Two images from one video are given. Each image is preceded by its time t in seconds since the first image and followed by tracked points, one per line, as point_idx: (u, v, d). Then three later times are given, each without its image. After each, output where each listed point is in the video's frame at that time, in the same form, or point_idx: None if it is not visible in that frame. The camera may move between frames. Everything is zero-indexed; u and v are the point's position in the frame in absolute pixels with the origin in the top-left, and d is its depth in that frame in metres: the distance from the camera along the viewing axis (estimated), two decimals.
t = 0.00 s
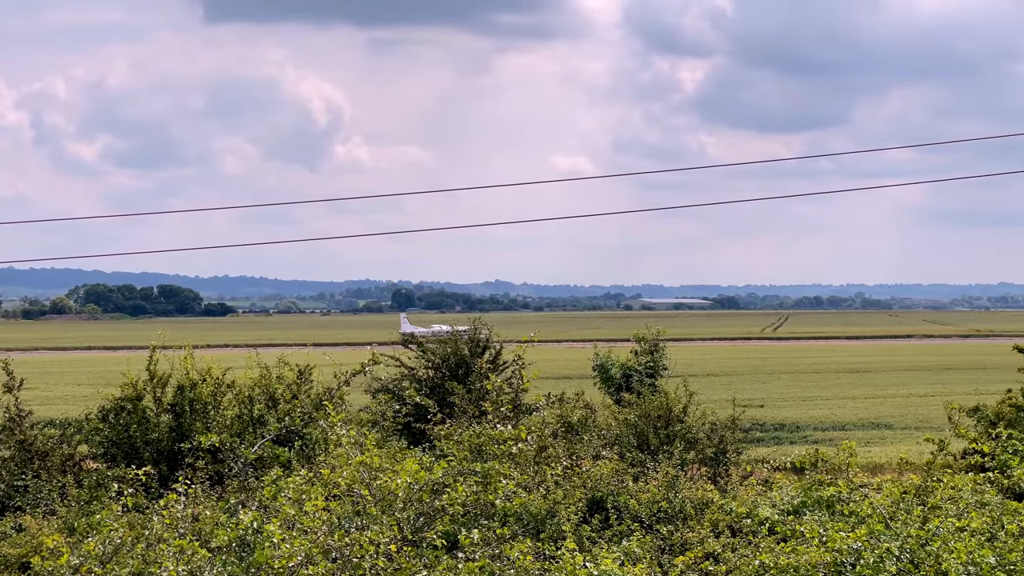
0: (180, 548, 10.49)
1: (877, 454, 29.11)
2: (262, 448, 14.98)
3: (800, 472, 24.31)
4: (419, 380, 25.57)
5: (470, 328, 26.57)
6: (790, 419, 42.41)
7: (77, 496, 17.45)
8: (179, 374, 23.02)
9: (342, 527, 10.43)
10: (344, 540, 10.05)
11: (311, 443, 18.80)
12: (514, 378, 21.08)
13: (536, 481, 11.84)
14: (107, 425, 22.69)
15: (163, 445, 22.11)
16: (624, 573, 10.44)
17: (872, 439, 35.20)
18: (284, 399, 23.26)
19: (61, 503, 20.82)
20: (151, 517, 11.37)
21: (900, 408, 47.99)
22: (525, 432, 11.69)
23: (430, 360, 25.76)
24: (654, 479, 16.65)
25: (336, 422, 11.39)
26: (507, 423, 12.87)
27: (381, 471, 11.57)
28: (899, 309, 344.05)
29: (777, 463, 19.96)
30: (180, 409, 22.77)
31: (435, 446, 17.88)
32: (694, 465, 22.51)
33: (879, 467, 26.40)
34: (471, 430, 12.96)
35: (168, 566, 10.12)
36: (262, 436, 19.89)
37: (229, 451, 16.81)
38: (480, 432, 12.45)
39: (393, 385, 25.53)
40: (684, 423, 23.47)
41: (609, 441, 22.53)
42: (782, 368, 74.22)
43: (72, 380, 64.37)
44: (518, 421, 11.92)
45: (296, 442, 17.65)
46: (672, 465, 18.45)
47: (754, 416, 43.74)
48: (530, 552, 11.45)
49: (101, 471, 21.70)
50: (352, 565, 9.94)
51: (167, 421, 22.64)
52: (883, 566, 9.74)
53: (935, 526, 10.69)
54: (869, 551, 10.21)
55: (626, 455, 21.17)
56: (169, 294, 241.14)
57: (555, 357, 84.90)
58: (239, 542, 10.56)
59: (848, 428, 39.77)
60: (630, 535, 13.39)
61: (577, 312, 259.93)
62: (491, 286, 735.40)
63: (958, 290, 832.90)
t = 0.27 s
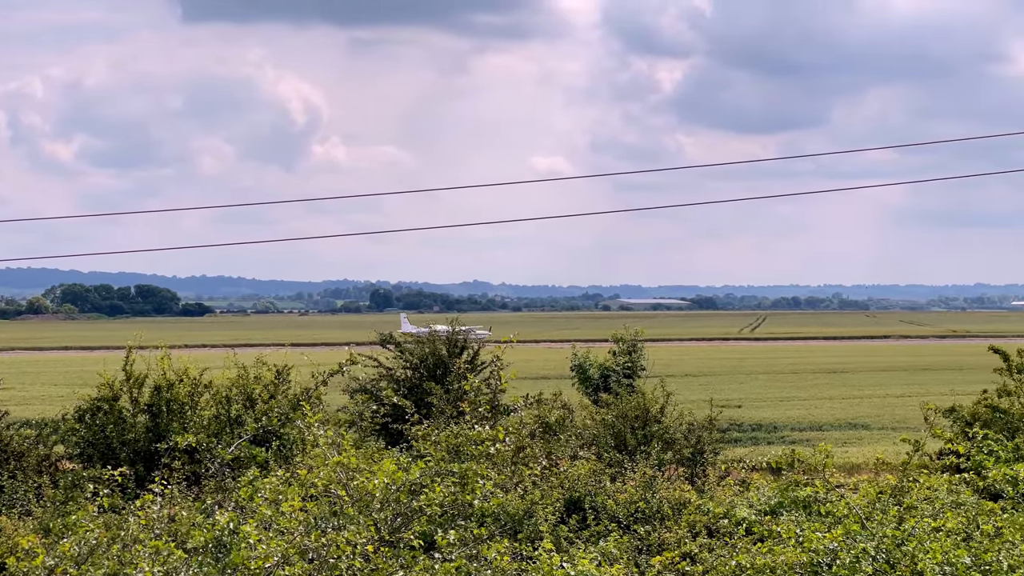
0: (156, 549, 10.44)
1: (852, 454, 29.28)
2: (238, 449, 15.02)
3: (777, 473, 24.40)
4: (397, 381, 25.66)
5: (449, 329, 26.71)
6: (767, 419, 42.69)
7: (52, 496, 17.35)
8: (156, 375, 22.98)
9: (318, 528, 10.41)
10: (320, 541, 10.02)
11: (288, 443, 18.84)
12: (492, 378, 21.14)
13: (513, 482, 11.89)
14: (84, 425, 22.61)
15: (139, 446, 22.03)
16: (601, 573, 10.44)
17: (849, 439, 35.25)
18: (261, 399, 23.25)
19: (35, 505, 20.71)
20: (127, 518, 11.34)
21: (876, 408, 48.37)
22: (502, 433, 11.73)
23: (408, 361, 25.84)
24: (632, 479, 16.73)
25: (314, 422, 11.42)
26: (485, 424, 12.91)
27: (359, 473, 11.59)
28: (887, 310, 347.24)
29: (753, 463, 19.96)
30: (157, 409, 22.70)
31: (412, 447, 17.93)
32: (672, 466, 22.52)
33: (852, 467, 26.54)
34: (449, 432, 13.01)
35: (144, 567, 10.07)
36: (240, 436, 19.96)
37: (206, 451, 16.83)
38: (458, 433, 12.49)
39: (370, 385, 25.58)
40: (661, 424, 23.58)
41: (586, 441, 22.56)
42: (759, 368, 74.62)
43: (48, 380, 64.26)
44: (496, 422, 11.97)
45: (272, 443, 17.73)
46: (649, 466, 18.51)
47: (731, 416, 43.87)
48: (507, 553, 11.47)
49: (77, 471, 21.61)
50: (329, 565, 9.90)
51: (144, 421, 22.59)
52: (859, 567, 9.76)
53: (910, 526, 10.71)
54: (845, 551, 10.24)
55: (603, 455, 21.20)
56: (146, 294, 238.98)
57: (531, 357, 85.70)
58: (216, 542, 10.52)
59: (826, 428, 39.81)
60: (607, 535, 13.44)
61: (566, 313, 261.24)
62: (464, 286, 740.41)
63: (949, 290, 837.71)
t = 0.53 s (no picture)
0: (131, 550, 10.39)
1: (828, 455, 29.54)
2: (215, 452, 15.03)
3: (753, 473, 24.54)
4: (374, 381, 25.63)
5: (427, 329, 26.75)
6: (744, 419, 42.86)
7: (26, 497, 17.31)
8: (133, 375, 22.96)
9: (295, 528, 10.37)
10: (296, 541, 9.97)
11: (264, 444, 18.84)
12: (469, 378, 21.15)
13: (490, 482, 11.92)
14: (60, 425, 22.57)
15: (116, 446, 22.02)
16: (579, 573, 10.43)
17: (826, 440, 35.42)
18: (239, 399, 23.21)
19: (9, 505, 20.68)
20: (103, 520, 11.32)
21: (852, 408, 48.69)
22: (479, 434, 11.76)
23: (386, 361, 25.80)
24: (609, 480, 16.81)
25: (291, 423, 11.43)
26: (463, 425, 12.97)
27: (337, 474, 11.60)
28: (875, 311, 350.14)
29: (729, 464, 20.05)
30: (133, 409, 22.69)
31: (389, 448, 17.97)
32: (649, 467, 22.64)
33: (829, 467, 26.63)
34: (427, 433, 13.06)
35: (119, 568, 10.01)
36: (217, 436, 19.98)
37: (183, 452, 16.84)
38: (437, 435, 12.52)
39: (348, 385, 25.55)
40: (639, 425, 23.68)
41: (563, 441, 22.67)
42: (737, 368, 75.01)
43: (24, 381, 64.03)
44: (474, 423, 12.00)
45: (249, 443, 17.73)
46: (626, 466, 18.58)
47: (709, 416, 43.96)
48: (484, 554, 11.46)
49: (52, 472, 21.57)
50: (306, 566, 9.84)
51: (121, 421, 22.57)
52: (835, 567, 9.74)
53: (886, 526, 10.73)
54: (822, 551, 10.19)
55: (580, 456, 21.26)
56: (123, 294, 239.28)
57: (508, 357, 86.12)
58: (191, 543, 10.49)
59: (803, 428, 39.89)
60: (584, 535, 13.50)
61: (556, 313, 262.46)
62: (455, 287, 742.05)
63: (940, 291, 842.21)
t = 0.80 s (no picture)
0: (107, 550, 10.35)
1: (804, 454, 29.89)
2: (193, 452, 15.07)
3: (730, 473, 24.75)
4: (352, 381, 25.80)
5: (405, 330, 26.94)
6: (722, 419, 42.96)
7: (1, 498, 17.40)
8: (110, 375, 23.05)
9: (272, 529, 10.31)
10: (273, 542, 9.90)
11: (241, 444, 18.95)
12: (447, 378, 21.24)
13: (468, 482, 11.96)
14: (36, 425, 22.61)
15: (92, 446, 22.11)
16: (556, 573, 10.45)
17: (803, 440, 35.52)
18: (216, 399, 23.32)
19: None
20: (78, 521, 11.29)
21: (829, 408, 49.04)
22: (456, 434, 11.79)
23: (365, 360, 25.95)
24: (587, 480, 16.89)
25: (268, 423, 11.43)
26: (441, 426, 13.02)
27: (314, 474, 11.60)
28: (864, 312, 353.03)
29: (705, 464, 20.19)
30: (110, 409, 22.81)
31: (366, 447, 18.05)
32: (627, 466, 22.81)
33: (806, 468, 26.91)
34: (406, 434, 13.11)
35: (94, 568, 9.98)
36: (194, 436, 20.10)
37: (161, 452, 16.87)
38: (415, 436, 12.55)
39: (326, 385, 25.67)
40: (616, 424, 23.83)
41: (541, 442, 22.86)
42: (715, 368, 75.37)
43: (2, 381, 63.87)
44: (451, 423, 12.04)
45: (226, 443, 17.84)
46: (604, 466, 18.68)
47: (686, 416, 44.07)
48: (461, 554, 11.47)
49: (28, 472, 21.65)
50: (282, 567, 9.78)
51: (98, 421, 22.67)
52: (812, 567, 9.69)
53: (863, 526, 10.73)
54: (799, 551, 10.16)
55: (558, 456, 21.35)
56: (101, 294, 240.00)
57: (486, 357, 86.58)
58: (167, 544, 10.47)
59: (781, 429, 39.92)
60: (562, 536, 13.57)
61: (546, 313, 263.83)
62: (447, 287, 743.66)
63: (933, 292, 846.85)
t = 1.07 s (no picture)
0: (83, 551, 10.29)
1: (782, 454, 29.94)
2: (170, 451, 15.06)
3: (709, 473, 24.78)
4: (330, 381, 25.85)
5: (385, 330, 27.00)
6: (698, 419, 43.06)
7: None
8: (87, 375, 23.06)
9: (249, 530, 10.24)
10: (250, 542, 9.82)
11: (219, 445, 18.97)
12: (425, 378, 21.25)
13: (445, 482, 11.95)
14: (13, 425, 22.57)
15: (69, 446, 22.10)
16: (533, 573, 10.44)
17: (780, 440, 35.61)
18: (193, 399, 23.34)
19: None
20: (54, 521, 11.23)
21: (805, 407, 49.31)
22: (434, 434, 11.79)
23: (343, 361, 25.99)
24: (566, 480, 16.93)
25: (246, 424, 11.38)
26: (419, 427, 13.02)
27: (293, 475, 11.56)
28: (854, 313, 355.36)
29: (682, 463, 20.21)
30: (88, 409, 22.84)
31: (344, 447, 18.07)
32: (606, 467, 22.74)
33: (785, 468, 26.96)
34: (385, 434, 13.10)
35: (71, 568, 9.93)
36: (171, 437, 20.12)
37: (138, 453, 16.87)
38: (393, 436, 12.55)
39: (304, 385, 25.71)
40: (594, 424, 23.89)
41: (519, 441, 22.83)
42: (693, 368, 75.64)
43: None
44: (429, 424, 12.04)
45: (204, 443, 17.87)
46: (583, 467, 18.71)
47: (665, 416, 44.15)
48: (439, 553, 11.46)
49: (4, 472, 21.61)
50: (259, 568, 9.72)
51: (75, 421, 22.68)
52: (789, 566, 9.66)
53: (840, 526, 10.76)
54: (777, 551, 10.14)
55: (537, 456, 21.34)
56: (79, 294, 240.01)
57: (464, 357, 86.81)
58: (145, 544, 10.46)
59: (758, 429, 39.95)
60: (539, 536, 13.59)
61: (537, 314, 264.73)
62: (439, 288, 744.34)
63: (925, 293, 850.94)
